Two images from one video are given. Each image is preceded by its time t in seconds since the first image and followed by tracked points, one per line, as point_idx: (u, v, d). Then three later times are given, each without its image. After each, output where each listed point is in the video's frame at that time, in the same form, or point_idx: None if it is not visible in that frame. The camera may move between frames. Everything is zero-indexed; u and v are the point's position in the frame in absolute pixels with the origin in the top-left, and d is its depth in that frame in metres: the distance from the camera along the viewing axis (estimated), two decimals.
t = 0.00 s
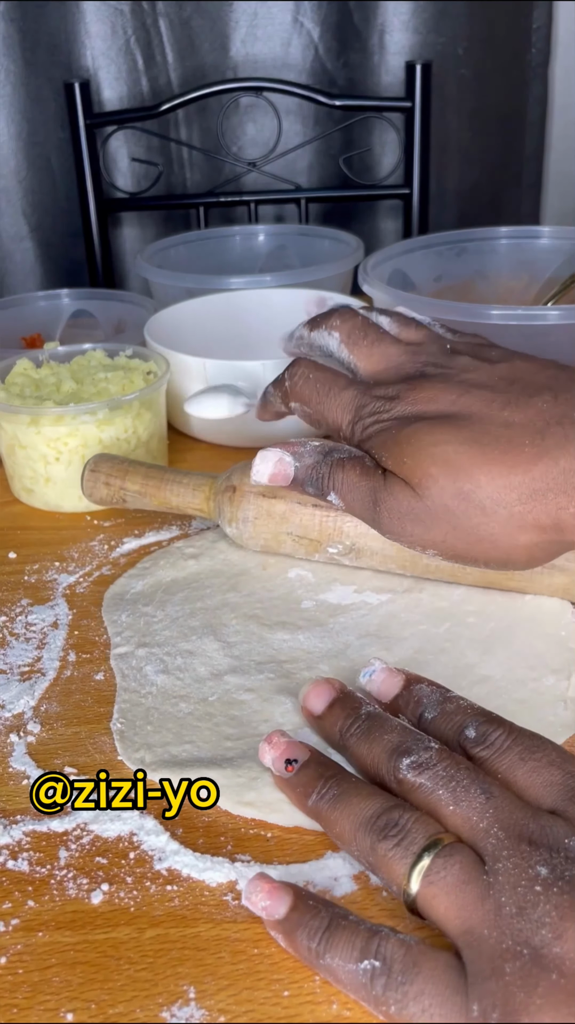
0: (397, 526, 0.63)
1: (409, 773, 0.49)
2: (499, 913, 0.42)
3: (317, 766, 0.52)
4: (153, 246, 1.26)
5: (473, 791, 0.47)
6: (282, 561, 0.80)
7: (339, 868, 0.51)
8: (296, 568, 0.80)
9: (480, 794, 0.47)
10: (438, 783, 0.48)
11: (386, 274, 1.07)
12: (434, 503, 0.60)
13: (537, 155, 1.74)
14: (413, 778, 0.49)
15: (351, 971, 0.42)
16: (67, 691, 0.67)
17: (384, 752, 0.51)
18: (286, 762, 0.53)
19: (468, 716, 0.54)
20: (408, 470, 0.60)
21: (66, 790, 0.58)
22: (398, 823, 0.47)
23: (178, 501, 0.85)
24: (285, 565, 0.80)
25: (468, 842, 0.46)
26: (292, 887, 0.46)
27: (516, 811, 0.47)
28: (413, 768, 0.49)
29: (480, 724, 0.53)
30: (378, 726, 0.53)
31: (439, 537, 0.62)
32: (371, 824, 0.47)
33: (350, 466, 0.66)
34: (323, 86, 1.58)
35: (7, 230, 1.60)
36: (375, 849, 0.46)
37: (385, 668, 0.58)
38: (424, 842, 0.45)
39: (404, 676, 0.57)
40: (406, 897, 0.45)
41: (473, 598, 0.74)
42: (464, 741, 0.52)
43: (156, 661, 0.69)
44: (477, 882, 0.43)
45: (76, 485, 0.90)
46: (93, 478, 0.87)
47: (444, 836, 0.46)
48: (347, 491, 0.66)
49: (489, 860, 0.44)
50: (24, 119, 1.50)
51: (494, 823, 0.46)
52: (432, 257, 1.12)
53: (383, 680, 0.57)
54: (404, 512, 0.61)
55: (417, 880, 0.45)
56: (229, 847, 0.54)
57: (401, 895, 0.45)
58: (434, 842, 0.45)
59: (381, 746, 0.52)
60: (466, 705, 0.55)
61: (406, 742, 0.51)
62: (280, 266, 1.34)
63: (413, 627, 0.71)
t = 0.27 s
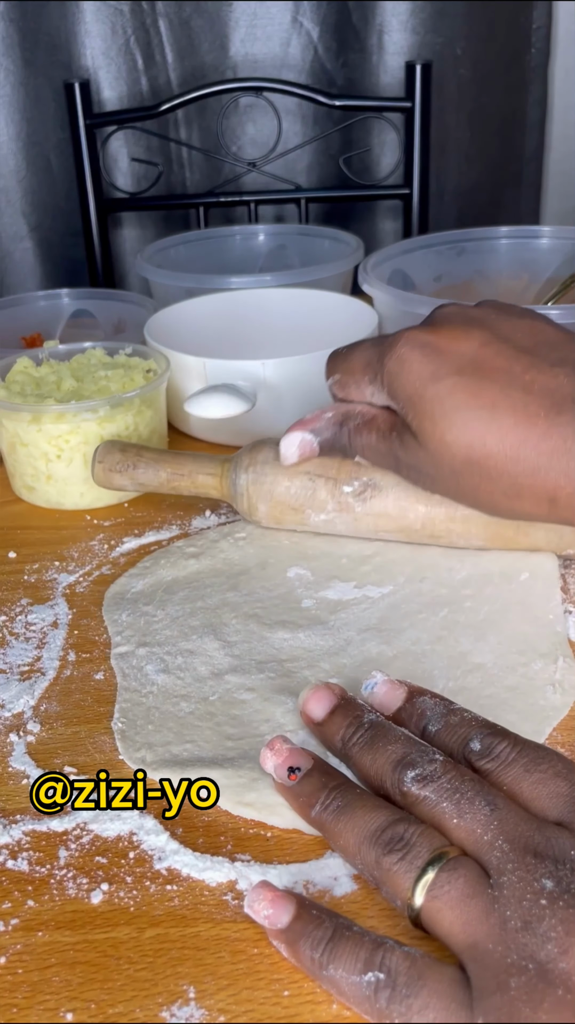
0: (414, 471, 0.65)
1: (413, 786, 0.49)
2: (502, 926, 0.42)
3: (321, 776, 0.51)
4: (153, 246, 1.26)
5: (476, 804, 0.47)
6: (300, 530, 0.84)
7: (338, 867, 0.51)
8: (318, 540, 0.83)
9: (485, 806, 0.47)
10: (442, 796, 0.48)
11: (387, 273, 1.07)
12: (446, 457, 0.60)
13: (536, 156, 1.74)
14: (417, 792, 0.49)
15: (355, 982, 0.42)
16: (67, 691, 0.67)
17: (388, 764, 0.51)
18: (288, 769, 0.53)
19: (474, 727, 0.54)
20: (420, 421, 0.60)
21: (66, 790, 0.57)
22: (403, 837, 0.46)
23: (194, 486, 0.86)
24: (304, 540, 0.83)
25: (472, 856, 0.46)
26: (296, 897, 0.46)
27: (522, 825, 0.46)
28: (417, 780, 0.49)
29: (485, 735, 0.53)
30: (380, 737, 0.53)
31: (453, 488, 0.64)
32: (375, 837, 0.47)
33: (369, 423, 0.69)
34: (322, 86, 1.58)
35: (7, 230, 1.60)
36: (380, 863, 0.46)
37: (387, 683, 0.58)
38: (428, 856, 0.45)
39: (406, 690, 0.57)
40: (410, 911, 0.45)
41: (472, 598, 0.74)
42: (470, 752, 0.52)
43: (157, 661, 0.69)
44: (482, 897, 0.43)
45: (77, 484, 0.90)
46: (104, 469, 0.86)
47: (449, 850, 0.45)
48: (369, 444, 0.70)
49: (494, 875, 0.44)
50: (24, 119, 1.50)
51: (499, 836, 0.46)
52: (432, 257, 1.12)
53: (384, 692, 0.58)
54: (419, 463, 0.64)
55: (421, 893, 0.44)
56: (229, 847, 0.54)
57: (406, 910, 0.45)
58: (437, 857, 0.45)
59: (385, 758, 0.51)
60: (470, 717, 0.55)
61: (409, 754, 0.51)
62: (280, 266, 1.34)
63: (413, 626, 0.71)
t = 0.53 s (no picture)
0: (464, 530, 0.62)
1: (473, 739, 0.50)
2: (540, 900, 0.42)
3: (373, 713, 0.51)
4: (153, 247, 1.26)
5: (529, 768, 0.48)
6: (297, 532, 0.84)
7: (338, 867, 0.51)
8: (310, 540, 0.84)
9: (537, 774, 0.47)
10: (498, 755, 0.49)
11: (387, 273, 1.07)
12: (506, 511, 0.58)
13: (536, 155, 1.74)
14: (476, 744, 0.50)
15: (392, 933, 0.42)
16: (67, 691, 0.67)
17: (453, 710, 0.52)
18: (338, 701, 0.52)
19: (550, 682, 0.54)
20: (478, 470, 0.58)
21: (66, 790, 0.57)
22: (447, 797, 0.46)
23: (190, 492, 0.86)
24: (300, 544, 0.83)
25: (515, 821, 0.46)
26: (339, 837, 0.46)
27: (571, 797, 0.47)
28: (479, 734, 0.50)
29: (561, 693, 0.53)
30: (451, 679, 0.53)
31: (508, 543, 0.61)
32: (420, 792, 0.47)
33: (419, 474, 0.65)
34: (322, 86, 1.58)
35: (7, 230, 1.60)
36: (422, 817, 0.46)
37: (484, 614, 0.58)
38: (472, 819, 0.46)
39: (501, 625, 0.57)
40: (446, 871, 0.45)
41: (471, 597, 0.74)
42: (544, 706, 0.53)
43: (157, 661, 0.69)
44: (519, 865, 0.44)
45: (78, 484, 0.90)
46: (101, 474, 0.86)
47: (493, 816, 0.46)
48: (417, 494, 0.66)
49: (534, 844, 0.44)
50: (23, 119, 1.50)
51: (544, 804, 0.46)
52: (432, 257, 1.12)
53: (479, 625, 0.57)
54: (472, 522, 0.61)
55: (460, 856, 0.45)
56: (229, 847, 0.54)
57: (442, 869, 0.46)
58: (480, 822, 0.45)
59: (451, 703, 0.52)
60: (551, 671, 0.55)
61: (476, 706, 0.52)
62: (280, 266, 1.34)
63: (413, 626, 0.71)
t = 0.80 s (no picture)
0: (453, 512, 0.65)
1: (527, 767, 0.48)
2: None
3: (430, 735, 0.49)
4: (154, 247, 1.26)
5: None
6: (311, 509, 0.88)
7: (339, 867, 0.51)
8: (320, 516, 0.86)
9: None
10: (554, 783, 0.47)
11: (387, 273, 1.07)
12: (488, 489, 0.60)
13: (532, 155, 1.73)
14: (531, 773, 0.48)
15: (452, 944, 0.41)
16: (67, 691, 0.67)
17: (506, 741, 0.50)
18: (395, 722, 0.50)
19: None
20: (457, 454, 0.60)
21: (66, 790, 0.58)
22: (506, 819, 0.45)
23: (209, 477, 0.87)
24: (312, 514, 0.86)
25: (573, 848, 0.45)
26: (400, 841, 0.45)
27: None
28: (533, 763, 0.48)
29: None
30: (504, 713, 0.52)
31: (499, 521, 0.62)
32: (478, 814, 0.45)
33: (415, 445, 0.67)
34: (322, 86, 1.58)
35: (7, 230, 1.60)
36: (479, 840, 0.45)
37: (523, 658, 0.57)
38: (529, 842, 0.44)
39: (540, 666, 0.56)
40: (503, 893, 0.44)
41: (469, 596, 0.74)
42: None
43: (158, 661, 0.69)
44: None
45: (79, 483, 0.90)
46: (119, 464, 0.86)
47: (550, 839, 0.44)
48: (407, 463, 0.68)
49: None
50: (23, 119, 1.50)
51: None
52: (432, 257, 1.13)
53: (519, 667, 0.56)
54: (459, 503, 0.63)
55: (517, 879, 0.44)
56: (229, 847, 0.54)
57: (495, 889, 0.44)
58: (538, 844, 0.44)
59: (504, 734, 0.50)
60: None
61: (530, 736, 0.50)
62: (280, 266, 1.34)
63: (412, 625, 0.71)
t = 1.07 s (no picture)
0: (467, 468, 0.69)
1: (567, 796, 0.49)
2: None
3: (468, 767, 0.50)
4: (153, 247, 1.26)
5: None
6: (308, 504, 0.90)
7: (338, 867, 0.51)
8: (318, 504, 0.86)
9: None
10: None
11: (387, 273, 1.07)
12: (501, 412, 0.66)
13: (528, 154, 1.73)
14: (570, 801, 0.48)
15: (498, 975, 0.41)
16: (67, 691, 0.67)
17: (543, 769, 0.50)
18: (431, 755, 0.51)
19: None
20: (471, 383, 0.68)
21: (66, 790, 0.57)
22: (548, 851, 0.45)
23: (208, 474, 0.88)
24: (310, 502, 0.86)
25: None
26: (445, 871, 0.46)
27: None
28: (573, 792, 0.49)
29: None
30: (542, 742, 0.52)
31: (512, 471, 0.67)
32: (520, 846, 0.46)
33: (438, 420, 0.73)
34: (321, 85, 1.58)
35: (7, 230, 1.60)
36: (522, 873, 0.45)
37: (556, 683, 0.57)
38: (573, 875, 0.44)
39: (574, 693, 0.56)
40: (547, 927, 0.44)
41: (467, 596, 0.74)
42: None
43: (157, 661, 0.69)
44: None
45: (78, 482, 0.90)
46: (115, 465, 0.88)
47: None
48: (432, 465, 0.73)
49: None
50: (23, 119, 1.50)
51: None
52: (432, 256, 1.13)
53: (552, 694, 0.56)
54: (472, 446, 0.67)
55: (561, 912, 0.43)
56: (229, 847, 0.53)
57: (541, 923, 0.44)
58: None
59: (541, 762, 0.51)
60: None
61: (568, 763, 0.50)
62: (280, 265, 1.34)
63: (412, 624, 0.71)
